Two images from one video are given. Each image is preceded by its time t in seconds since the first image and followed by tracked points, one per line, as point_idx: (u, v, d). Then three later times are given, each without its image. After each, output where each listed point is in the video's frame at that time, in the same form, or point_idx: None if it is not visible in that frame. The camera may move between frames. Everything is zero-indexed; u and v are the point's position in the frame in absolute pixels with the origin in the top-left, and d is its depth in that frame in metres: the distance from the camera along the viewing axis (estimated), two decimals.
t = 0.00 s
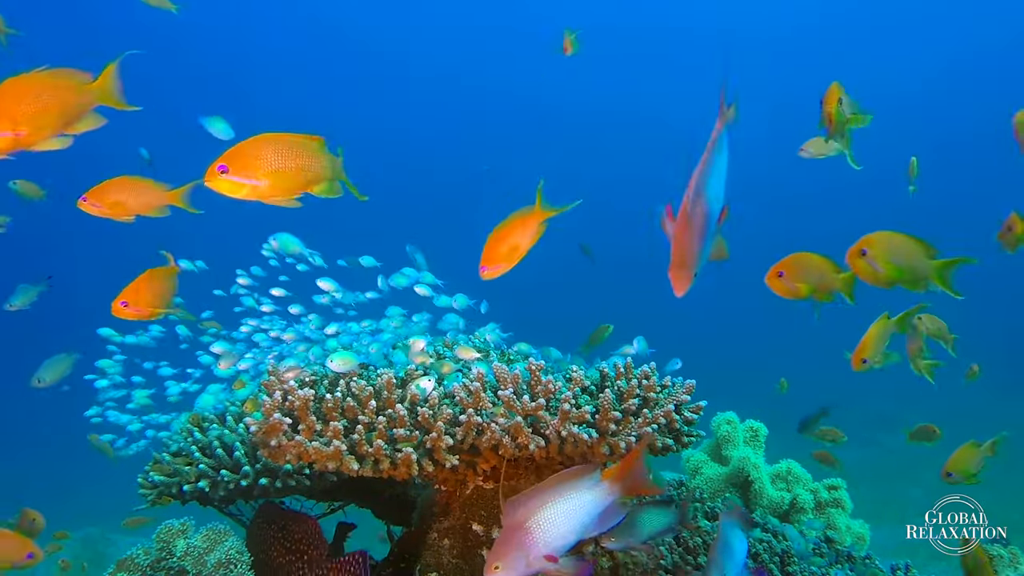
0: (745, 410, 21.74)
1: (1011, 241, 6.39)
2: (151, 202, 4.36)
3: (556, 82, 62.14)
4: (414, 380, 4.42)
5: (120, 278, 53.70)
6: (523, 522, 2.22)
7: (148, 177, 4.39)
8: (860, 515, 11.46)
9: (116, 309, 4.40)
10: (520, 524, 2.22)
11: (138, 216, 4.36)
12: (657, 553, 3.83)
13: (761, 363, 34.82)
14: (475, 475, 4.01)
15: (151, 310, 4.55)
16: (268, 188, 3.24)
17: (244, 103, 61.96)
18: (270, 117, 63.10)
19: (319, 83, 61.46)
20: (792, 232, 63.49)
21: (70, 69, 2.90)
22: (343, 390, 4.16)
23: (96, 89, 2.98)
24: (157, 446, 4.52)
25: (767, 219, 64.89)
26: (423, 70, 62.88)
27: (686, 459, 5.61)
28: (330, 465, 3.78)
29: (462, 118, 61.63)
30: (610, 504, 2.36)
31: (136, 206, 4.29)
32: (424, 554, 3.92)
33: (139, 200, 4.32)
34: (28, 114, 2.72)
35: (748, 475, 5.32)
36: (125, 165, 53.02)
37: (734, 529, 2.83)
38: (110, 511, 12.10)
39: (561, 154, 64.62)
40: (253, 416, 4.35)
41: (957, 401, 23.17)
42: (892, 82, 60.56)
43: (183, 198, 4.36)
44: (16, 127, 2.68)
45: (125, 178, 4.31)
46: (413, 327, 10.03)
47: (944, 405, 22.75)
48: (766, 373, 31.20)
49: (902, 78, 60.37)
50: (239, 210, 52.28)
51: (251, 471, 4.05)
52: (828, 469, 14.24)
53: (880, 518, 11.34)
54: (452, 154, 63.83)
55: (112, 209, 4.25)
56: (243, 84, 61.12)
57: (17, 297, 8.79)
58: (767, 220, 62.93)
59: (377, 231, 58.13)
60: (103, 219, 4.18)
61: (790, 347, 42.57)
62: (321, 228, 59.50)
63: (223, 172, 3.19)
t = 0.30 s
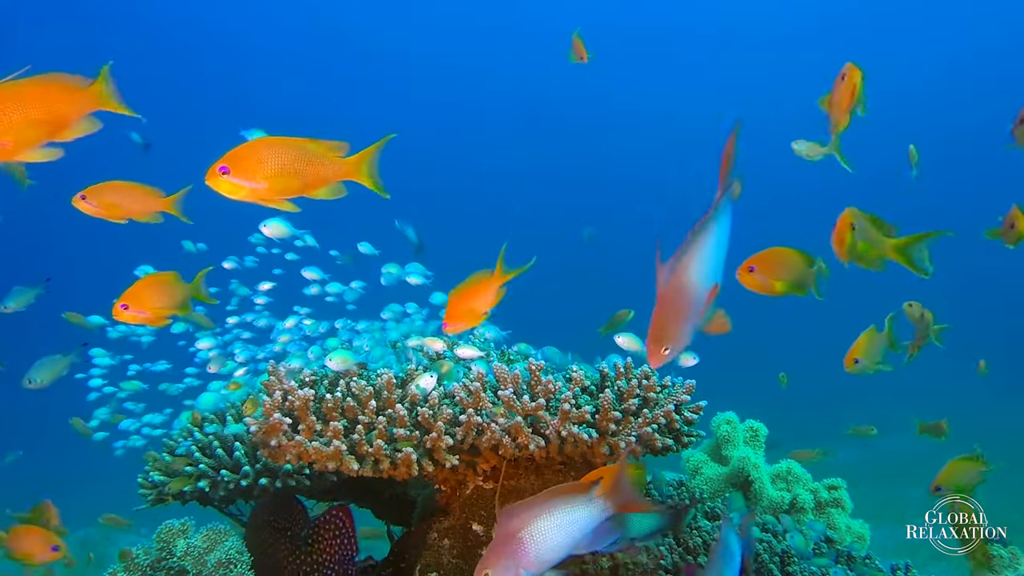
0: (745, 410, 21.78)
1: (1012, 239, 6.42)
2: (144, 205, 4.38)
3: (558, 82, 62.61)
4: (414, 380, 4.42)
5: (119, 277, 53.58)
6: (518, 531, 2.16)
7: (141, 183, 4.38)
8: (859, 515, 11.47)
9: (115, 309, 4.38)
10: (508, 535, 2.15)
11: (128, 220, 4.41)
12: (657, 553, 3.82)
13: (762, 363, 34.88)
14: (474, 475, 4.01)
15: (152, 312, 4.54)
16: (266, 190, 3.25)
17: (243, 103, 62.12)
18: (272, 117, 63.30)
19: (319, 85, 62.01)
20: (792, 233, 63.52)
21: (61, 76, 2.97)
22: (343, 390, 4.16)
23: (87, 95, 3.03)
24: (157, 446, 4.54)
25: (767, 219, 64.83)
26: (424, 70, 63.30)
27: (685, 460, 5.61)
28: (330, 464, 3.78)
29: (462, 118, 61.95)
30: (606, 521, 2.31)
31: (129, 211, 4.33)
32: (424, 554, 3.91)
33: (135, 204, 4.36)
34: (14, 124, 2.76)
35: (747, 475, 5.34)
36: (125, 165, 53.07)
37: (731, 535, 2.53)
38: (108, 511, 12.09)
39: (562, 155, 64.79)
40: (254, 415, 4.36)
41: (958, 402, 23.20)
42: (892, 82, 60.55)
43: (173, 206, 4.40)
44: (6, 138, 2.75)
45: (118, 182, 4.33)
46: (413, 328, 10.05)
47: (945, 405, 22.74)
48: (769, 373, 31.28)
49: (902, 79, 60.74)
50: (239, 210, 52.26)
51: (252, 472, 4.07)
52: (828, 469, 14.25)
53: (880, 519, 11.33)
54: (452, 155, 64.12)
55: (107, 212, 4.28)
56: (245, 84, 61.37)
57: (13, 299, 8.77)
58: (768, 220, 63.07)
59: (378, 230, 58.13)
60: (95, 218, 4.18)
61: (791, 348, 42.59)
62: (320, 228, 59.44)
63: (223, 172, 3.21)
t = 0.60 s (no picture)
0: (745, 410, 21.78)
1: (1010, 237, 6.42)
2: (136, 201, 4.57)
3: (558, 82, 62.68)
4: (415, 379, 4.42)
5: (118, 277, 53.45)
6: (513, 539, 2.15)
7: (134, 180, 4.57)
8: (860, 515, 11.46)
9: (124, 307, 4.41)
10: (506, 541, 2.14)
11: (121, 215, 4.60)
12: (657, 553, 3.83)
13: (763, 364, 34.84)
14: (474, 474, 4.00)
15: (157, 313, 4.54)
16: (262, 190, 3.24)
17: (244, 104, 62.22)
18: (272, 117, 63.32)
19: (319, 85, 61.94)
20: (793, 233, 63.49)
21: (58, 80, 3.01)
22: (343, 390, 4.16)
23: (83, 99, 3.07)
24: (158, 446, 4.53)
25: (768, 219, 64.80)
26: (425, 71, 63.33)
27: (686, 460, 5.60)
28: (330, 464, 3.78)
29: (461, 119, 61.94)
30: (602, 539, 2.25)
31: (124, 208, 4.51)
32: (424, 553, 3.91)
33: (129, 199, 4.53)
34: (16, 124, 2.83)
35: (747, 475, 5.34)
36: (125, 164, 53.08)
37: (725, 538, 2.51)
38: (110, 510, 12.16)
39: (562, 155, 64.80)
40: (253, 415, 4.36)
41: (959, 403, 23.17)
42: (894, 82, 60.51)
43: (162, 206, 4.64)
44: (7, 133, 2.81)
45: (113, 178, 4.50)
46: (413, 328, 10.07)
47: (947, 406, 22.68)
48: (770, 373, 31.25)
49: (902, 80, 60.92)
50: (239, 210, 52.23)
51: (252, 471, 4.07)
52: (829, 469, 14.24)
53: (881, 519, 11.32)
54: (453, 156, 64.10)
55: (100, 205, 4.44)
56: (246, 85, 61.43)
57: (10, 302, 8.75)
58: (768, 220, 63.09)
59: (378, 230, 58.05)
60: (90, 213, 4.36)
61: (791, 348, 42.56)
62: (321, 228, 59.48)
63: (223, 167, 3.21)
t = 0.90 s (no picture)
0: (746, 410, 21.79)
1: (1013, 238, 6.38)
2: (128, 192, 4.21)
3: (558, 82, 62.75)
4: (414, 380, 4.42)
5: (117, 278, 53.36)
6: None
7: (123, 172, 4.26)
8: (860, 515, 11.45)
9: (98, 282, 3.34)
10: None
11: (117, 211, 4.22)
12: (657, 553, 3.82)
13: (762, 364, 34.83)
14: (475, 474, 3.98)
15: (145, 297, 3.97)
16: (262, 187, 3.24)
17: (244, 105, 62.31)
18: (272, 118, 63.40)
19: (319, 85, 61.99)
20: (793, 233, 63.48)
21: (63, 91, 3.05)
22: (343, 390, 4.15)
23: (91, 108, 3.10)
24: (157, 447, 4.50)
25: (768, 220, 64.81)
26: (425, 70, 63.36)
27: (686, 459, 5.59)
28: (330, 464, 3.78)
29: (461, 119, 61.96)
30: None
31: (115, 203, 4.14)
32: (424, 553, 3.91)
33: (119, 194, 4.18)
34: (29, 136, 2.87)
35: (748, 474, 5.34)
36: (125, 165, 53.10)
37: (721, 539, 2.53)
38: (110, 510, 12.19)
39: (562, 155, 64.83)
40: (253, 416, 4.36)
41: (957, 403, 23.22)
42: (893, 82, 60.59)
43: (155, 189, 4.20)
44: (17, 144, 2.83)
45: (100, 175, 4.17)
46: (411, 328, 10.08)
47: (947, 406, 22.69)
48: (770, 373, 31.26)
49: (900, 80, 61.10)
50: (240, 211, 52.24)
51: (252, 471, 4.08)
52: (829, 470, 14.24)
53: (881, 519, 11.33)
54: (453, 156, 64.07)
55: (90, 208, 4.09)
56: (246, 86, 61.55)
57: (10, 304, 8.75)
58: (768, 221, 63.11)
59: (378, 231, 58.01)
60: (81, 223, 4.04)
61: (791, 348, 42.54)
62: (321, 228, 59.52)
63: (229, 161, 3.22)
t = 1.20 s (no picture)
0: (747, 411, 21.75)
1: (1011, 246, 6.36)
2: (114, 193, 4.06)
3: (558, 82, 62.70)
4: (415, 380, 4.42)
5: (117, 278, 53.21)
6: None
7: (107, 173, 4.10)
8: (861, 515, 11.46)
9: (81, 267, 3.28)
10: None
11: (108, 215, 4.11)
12: (657, 553, 3.84)
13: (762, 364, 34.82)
14: (475, 473, 3.97)
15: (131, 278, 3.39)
16: (263, 189, 3.24)
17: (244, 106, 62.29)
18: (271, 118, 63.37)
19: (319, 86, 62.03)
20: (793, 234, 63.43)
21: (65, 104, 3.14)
22: (343, 390, 4.16)
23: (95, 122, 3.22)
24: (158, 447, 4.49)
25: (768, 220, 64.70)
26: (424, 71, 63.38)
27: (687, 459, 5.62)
28: (330, 464, 3.77)
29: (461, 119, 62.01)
30: None
31: (105, 204, 4.02)
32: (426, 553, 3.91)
33: (107, 196, 4.04)
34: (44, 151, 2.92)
35: (748, 474, 5.37)
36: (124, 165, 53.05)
37: (723, 542, 2.81)
38: (111, 511, 12.17)
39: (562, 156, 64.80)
40: (254, 415, 4.36)
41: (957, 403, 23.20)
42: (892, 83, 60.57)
43: (144, 186, 4.05)
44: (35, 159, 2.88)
45: (84, 180, 4.03)
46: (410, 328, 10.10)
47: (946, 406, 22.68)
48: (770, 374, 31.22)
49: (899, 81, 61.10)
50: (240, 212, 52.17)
51: (251, 471, 4.07)
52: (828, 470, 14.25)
53: (881, 518, 11.36)
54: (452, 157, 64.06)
55: (85, 215, 4.01)
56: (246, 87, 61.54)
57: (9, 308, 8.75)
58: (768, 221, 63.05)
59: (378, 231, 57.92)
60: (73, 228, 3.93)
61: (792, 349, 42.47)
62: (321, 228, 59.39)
63: (232, 166, 3.22)
